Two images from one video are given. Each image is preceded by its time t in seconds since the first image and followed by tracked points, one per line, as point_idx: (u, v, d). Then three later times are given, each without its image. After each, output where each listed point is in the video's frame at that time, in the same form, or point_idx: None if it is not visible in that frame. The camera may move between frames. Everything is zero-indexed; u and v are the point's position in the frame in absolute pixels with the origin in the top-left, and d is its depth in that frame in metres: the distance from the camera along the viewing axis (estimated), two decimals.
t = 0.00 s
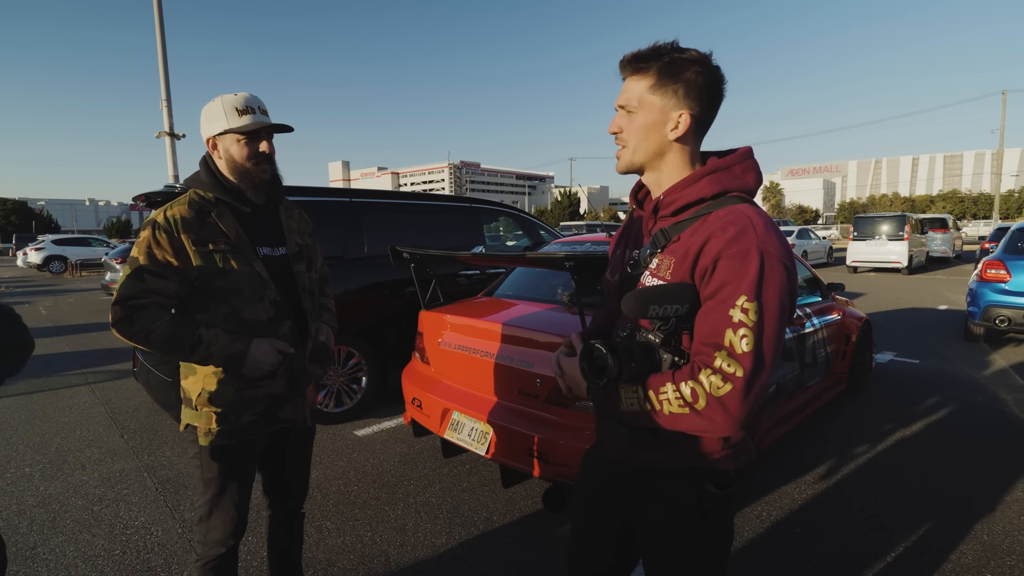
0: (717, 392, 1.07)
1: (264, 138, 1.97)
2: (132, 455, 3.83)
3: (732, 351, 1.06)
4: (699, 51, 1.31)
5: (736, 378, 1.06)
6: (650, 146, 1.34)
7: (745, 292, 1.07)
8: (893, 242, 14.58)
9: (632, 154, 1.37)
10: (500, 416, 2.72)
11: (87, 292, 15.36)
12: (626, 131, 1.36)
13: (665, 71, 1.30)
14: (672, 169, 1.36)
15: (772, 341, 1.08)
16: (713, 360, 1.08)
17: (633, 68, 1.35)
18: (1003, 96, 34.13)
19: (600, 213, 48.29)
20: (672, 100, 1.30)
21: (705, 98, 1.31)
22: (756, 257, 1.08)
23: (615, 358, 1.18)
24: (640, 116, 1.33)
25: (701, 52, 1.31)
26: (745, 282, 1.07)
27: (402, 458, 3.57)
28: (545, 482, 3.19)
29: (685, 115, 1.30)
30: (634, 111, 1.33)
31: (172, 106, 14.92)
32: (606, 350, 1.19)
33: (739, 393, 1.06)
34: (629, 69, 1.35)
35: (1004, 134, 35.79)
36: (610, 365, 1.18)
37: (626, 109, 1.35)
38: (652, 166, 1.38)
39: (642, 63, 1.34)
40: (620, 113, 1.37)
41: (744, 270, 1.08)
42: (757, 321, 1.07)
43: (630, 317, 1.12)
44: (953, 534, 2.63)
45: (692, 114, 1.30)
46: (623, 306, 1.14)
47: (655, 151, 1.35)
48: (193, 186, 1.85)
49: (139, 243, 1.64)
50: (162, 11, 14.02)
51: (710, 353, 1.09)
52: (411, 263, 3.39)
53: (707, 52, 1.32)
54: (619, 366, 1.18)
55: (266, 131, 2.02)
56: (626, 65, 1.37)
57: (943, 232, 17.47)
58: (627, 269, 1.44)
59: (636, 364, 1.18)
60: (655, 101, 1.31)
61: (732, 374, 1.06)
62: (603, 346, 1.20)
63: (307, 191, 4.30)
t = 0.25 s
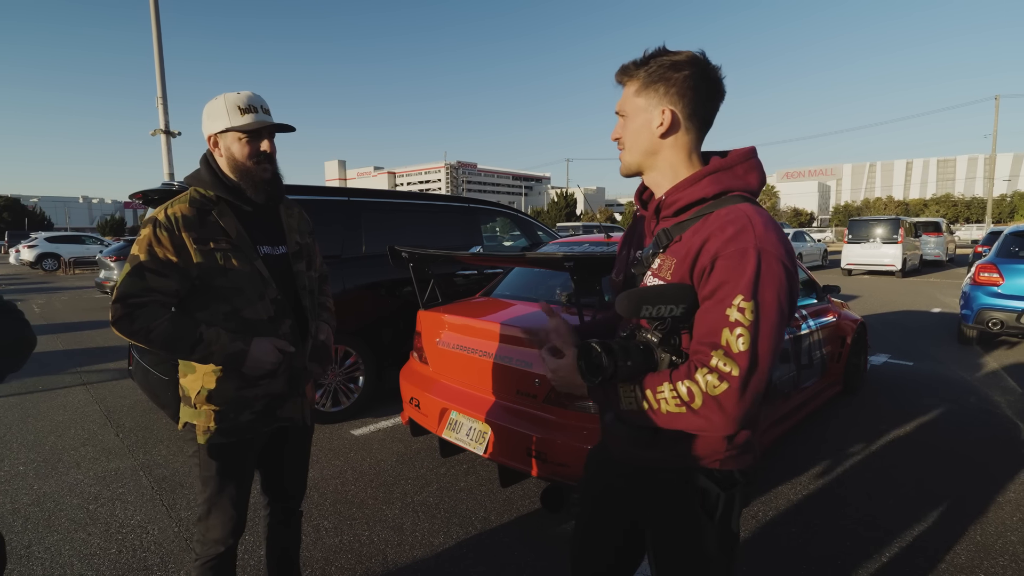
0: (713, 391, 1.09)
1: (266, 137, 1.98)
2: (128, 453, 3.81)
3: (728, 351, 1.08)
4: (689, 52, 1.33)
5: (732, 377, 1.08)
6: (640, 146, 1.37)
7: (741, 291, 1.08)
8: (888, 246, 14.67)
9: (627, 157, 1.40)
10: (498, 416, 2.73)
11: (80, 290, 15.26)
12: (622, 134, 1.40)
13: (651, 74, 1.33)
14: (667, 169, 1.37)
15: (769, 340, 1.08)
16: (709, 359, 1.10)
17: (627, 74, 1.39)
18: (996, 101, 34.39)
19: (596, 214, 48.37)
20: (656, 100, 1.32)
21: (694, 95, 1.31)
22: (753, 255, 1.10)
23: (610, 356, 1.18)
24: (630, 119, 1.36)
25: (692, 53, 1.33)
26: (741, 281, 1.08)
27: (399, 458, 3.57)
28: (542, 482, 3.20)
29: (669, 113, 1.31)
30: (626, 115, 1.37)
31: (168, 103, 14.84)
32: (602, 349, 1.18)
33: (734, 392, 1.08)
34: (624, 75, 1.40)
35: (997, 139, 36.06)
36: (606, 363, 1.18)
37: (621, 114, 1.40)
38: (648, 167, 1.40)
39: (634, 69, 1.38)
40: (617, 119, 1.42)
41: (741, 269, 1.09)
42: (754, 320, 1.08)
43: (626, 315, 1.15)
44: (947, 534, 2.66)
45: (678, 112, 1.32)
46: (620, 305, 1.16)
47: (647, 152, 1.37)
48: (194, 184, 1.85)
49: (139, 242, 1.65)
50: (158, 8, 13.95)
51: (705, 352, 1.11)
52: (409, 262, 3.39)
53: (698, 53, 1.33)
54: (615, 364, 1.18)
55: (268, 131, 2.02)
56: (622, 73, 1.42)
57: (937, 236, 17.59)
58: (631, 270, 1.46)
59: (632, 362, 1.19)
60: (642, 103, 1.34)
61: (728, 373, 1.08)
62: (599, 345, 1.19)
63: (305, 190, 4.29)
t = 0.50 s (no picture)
0: (736, 393, 1.09)
1: (268, 138, 1.98)
2: (127, 454, 3.81)
3: (748, 352, 1.09)
4: (684, 55, 1.34)
5: (753, 377, 1.08)
6: (637, 151, 1.38)
7: (757, 292, 1.09)
8: (885, 246, 14.71)
9: (627, 163, 1.40)
10: (499, 416, 2.73)
11: (77, 290, 15.22)
12: (620, 141, 1.42)
13: (646, 79, 1.34)
14: (667, 172, 1.37)
15: (787, 339, 1.10)
16: (729, 361, 1.10)
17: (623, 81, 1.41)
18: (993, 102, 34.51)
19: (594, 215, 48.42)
20: (650, 105, 1.34)
21: (687, 99, 1.32)
22: (767, 255, 1.11)
23: (633, 364, 1.18)
24: (627, 126, 1.37)
25: (687, 56, 1.34)
26: (757, 281, 1.09)
27: (399, 458, 3.57)
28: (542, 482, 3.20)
29: (663, 117, 1.32)
30: (622, 121, 1.39)
31: (165, 103, 14.82)
32: (623, 355, 1.18)
33: (757, 393, 1.09)
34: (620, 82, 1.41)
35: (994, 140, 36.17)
36: (628, 370, 1.17)
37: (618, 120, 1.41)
38: (648, 172, 1.40)
39: (630, 75, 1.39)
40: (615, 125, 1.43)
41: (755, 269, 1.10)
42: (772, 319, 1.09)
43: (647, 321, 1.14)
44: (946, 534, 2.67)
45: (672, 116, 1.33)
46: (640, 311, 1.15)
47: (645, 157, 1.38)
48: (195, 184, 1.85)
49: (141, 243, 1.64)
50: (156, 9, 13.94)
51: (725, 353, 1.11)
52: (410, 262, 3.39)
53: (692, 56, 1.34)
54: (637, 370, 1.18)
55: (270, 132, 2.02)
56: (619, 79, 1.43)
57: (934, 237, 17.64)
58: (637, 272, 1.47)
59: (652, 368, 1.19)
60: (637, 109, 1.36)
61: (749, 374, 1.09)
62: (620, 351, 1.19)
63: (305, 190, 4.29)
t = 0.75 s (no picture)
0: (739, 389, 1.11)
1: (270, 140, 1.98)
2: (127, 456, 3.81)
3: (751, 348, 1.09)
4: (684, 56, 1.34)
5: (757, 374, 1.09)
6: (638, 152, 1.39)
7: (760, 288, 1.10)
8: (882, 245, 14.75)
9: (627, 163, 1.41)
10: (500, 416, 2.74)
11: (75, 292, 15.20)
12: (620, 141, 1.42)
13: (646, 80, 1.35)
14: (668, 172, 1.38)
15: (790, 335, 1.10)
16: (733, 358, 1.11)
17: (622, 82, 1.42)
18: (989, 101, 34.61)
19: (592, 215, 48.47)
20: (650, 106, 1.35)
21: (687, 99, 1.33)
22: (769, 252, 1.11)
23: (635, 363, 1.19)
24: (628, 126, 1.38)
25: (687, 57, 1.35)
26: (760, 278, 1.10)
27: (400, 459, 3.58)
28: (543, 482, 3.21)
29: (664, 118, 1.33)
30: (623, 121, 1.39)
31: (162, 105, 14.80)
32: (626, 352, 1.20)
33: (761, 389, 1.09)
34: (620, 83, 1.42)
35: (991, 139, 36.28)
36: (630, 368, 1.19)
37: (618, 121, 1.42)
38: (648, 172, 1.41)
39: (630, 75, 1.40)
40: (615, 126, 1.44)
41: (757, 266, 1.11)
42: (774, 316, 1.09)
43: (649, 319, 1.15)
44: (945, 531, 2.68)
45: (673, 117, 1.34)
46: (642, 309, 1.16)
47: (646, 157, 1.39)
48: (196, 186, 1.85)
49: (142, 245, 1.64)
50: (153, 11, 13.93)
51: (729, 351, 1.12)
52: (410, 263, 3.40)
53: (692, 57, 1.35)
54: (641, 368, 1.19)
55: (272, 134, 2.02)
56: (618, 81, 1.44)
57: (931, 236, 17.70)
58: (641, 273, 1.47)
59: (655, 367, 1.20)
60: (637, 109, 1.37)
61: (753, 370, 1.09)
62: (622, 348, 1.21)
63: (304, 191, 4.30)
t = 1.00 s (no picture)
0: (737, 389, 1.12)
1: (273, 142, 1.99)
2: (127, 457, 3.81)
3: (750, 349, 1.11)
4: (686, 58, 1.35)
5: (755, 374, 1.10)
6: (639, 154, 1.40)
7: (759, 290, 1.11)
8: (880, 245, 14.79)
9: (628, 164, 1.42)
10: (500, 416, 2.75)
11: (72, 293, 15.18)
12: (621, 142, 1.43)
13: (648, 82, 1.36)
14: (668, 174, 1.40)
15: (789, 337, 1.11)
16: (732, 358, 1.12)
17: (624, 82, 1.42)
18: (986, 101, 34.71)
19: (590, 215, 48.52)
20: (652, 107, 1.35)
21: (689, 102, 1.34)
22: (769, 254, 1.13)
23: (635, 361, 1.21)
24: (629, 127, 1.39)
25: (690, 59, 1.35)
26: (759, 280, 1.11)
27: (400, 459, 3.58)
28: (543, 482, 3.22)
29: (666, 120, 1.34)
30: (624, 122, 1.40)
31: (160, 105, 14.79)
32: (626, 351, 1.22)
33: (758, 389, 1.10)
34: (621, 83, 1.43)
35: (988, 138, 36.41)
36: (630, 367, 1.22)
37: (619, 122, 1.43)
38: (649, 174, 1.43)
39: (632, 77, 1.40)
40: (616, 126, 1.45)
41: (758, 268, 1.12)
42: (773, 317, 1.11)
43: (648, 318, 1.19)
44: (943, 529, 2.70)
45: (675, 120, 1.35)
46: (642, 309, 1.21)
47: (647, 158, 1.40)
48: (199, 187, 1.86)
49: (145, 246, 1.65)
50: (151, 11, 13.93)
51: (728, 351, 1.13)
52: (410, 264, 3.41)
53: (694, 59, 1.36)
54: (639, 367, 1.21)
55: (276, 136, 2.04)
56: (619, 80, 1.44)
57: (928, 236, 17.75)
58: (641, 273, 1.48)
59: (654, 366, 1.22)
60: (639, 111, 1.37)
61: (751, 371, 1.11)
62: (623, 347, 1.23)
63: (304, 192, 4.30)
